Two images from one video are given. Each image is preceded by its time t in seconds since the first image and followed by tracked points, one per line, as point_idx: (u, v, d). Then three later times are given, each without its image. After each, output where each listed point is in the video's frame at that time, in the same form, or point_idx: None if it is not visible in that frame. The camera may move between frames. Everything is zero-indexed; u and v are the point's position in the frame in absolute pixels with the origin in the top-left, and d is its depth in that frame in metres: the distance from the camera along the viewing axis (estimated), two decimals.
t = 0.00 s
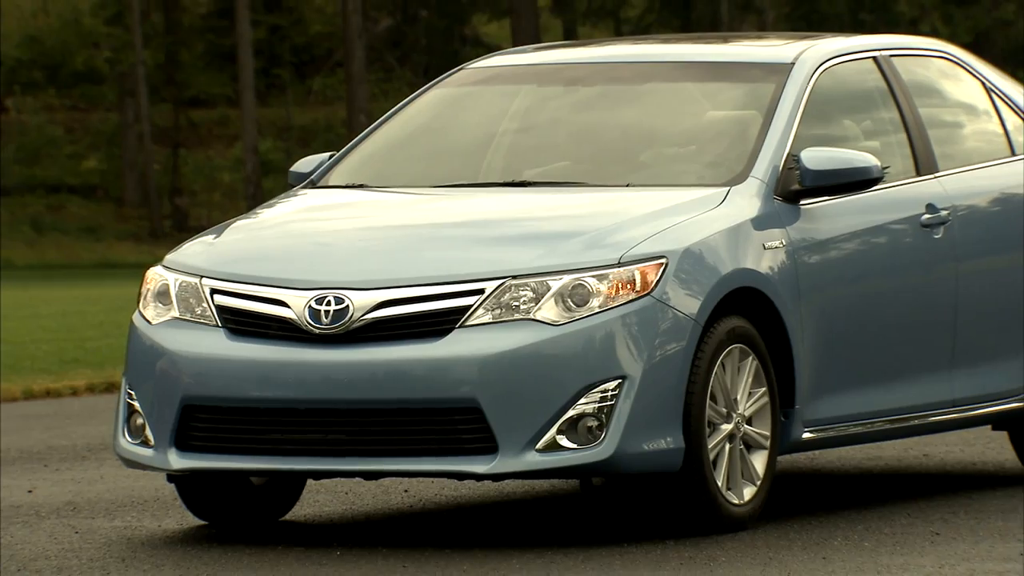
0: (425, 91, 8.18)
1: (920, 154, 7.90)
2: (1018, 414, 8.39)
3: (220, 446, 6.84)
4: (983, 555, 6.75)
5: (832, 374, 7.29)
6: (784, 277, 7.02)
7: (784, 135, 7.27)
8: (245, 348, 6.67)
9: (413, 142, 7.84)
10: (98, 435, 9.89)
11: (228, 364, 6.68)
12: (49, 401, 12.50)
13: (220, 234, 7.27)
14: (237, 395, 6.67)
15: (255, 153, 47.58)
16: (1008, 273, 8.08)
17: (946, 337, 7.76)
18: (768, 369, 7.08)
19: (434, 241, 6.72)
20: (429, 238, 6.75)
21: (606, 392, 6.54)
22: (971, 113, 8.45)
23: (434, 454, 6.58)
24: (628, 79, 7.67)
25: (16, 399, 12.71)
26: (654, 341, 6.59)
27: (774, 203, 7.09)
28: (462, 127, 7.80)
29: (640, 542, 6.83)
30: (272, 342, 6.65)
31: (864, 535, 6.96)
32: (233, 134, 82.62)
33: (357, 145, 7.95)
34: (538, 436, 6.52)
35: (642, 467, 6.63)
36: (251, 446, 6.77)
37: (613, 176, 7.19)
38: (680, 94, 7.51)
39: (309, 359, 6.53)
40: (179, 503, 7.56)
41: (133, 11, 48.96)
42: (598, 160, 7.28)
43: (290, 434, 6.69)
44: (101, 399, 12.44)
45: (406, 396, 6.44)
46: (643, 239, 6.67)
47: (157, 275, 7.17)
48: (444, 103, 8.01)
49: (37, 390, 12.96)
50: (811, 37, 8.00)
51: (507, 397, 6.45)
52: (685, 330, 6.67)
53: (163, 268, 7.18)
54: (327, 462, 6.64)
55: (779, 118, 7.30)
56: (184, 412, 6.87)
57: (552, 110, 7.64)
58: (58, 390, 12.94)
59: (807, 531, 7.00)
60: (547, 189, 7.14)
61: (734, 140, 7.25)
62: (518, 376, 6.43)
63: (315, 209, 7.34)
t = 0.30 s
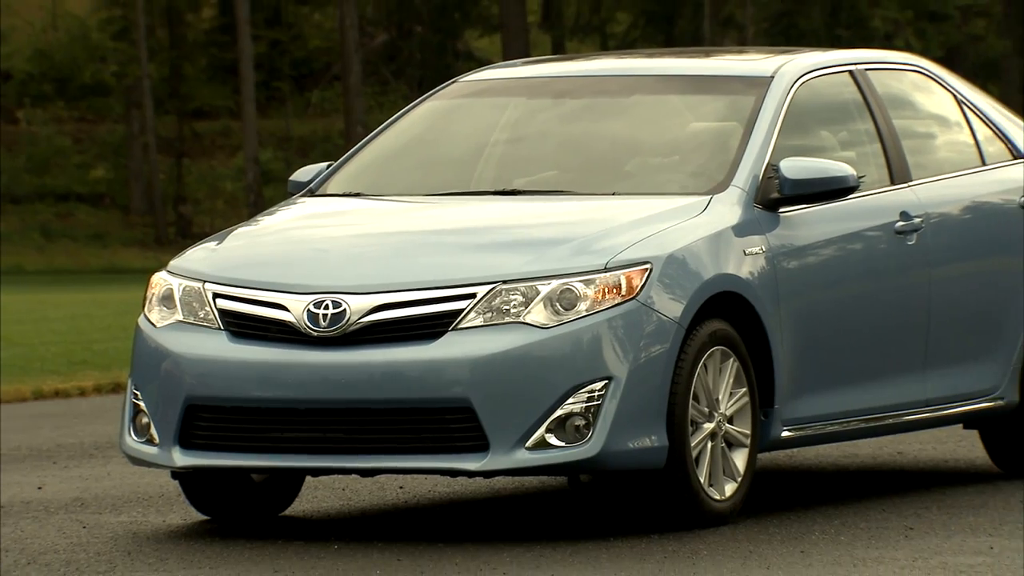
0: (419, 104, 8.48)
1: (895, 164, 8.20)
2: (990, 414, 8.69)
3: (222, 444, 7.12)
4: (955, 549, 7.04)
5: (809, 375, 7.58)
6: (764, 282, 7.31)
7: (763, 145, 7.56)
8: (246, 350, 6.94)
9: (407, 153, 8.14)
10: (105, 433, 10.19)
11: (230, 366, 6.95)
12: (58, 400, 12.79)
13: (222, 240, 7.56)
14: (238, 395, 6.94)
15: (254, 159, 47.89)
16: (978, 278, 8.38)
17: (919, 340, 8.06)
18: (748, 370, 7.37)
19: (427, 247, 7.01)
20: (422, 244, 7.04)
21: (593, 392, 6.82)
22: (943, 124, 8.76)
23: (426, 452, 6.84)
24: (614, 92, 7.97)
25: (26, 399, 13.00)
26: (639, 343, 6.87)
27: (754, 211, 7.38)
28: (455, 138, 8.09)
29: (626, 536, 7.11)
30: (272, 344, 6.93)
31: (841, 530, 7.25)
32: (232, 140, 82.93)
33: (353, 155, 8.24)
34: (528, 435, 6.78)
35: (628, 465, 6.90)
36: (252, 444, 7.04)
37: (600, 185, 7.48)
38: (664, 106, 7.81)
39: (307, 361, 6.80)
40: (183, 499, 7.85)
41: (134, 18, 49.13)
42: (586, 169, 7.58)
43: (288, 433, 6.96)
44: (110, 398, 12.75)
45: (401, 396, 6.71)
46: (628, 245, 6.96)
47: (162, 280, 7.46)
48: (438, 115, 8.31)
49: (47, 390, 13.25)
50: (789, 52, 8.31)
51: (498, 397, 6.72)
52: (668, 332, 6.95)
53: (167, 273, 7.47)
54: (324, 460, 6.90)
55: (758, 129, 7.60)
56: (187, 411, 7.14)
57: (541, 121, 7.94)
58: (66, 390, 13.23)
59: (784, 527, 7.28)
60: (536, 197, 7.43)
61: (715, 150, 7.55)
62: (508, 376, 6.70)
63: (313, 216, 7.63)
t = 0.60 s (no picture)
0: (414, 115, 8.79)
1: (870, 173, 8.52)
2: (962, 413, 9.01)
3: (224, 442, 7.41)
4: (926, 542, 7.34)
5: (788, 375, 7.89)
6: (744, 286, 7.61)
7: (743, 155, 7.87)
8: (247, 352, 7.23)
9: (402, 162, 8.44)
10: (111, 431, 10.50)
11: (232, 366, 7.24)
12: (66, 400, 13.09)
13: (224, 246, 7.86)
14: (240, 394, 7.23)
15: (252, 165, 48.18)
16: (949, 281, 8.70)
17: (894, 342, 8.37)
18: (729, 370, 7.67)
19: (420, 252, 7.31)
20: (415, 249, 7.34)
21: (580, 391, 7.11)
22: (916, 134, 9.08)
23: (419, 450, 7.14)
24: (600, 104, 8.29)
25: (35, 398, 13.31)
26: (624, 344, 7.16)
27: (734, 218, 7.68)
28: (447, 148, 8.40)
29: (612, 531, 7.41)
30: (273, 345, 7.22)
31: (818, 524, 7.55)
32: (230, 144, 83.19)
33: (349, 164, 8.55)
34: (518, 433, 7.08)
35: (614, 461, 7.20)
36: (253, 441, 7.34)
37: (587, 193, 7.79)
38: (648, 118, 8.12)
39: (306, 361, 7.09)
40: (186, 495, 8.16)
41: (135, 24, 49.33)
42: (573, 178, 7.88)
43: (288, 431, 7.25)
44: (116, 397, 13.06)
45: (395, 395, 7.00)
46: (614, 250, 7.25)
47: (166, 284, 7.76)
48: (432, 126, 8.62)
49: (55, 390, 13.54)
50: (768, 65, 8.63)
51: (489, 396, 7.01)
52: (653, 334, 7.25)
53: (171, 277, 7.76)
54: (323, 457, 7.20)
55: (739, 139, 7.91)
56: (191, 410, 7.44)
57: (530, 132, 8.24)
58: (74, 390, 13.54)
59: (765, 522, 7.58)
60: (526, 204, 7.74)
61: (697, 160, 7.86)
62: (498, 377, 6.99)
63: (312, 222, 7.93)
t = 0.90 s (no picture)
0: (409, 125, 9.13)
1: (846, 181, 8.86)
2: (934, 412, 9.35)
3: (227, 439, 7.73)
4: (899, 534, 7.67)
5: (767, 376, 8.22)
6: (725, 289, 7.94)
7: (724, 164, 8.21)
8: (249, 352, 7.54)
9: (397, 171, 8.78)
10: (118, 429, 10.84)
11: (235, 367, 7.56)
12: (76, 399, 13.41)
13: (227, 251, 8.19)
14: (241, 393, 7.55)
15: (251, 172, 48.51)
16: (920, 285, 9.04)
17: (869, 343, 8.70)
18: (711, 371, 8.00)
19: (414, 257, 7.64)
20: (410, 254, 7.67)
21: (568, 391, 7.42)
22: (890, 144, 9.42)
23: (413, 447, 7.46)
24: (587, 115, 8.62)
25: (45, 397, 13.64)
26: (610, 346, 7.48)
27: (715, 224, 8.01)
28: (441, 156, 8.74)
29: (598, 524, 7.74)
30: (273, 346, 7.54)
31: (796, 518, 7.87)
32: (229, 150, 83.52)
33: (347, 173, 8.88)
34: (508, 430, 7.39)
35: (600, 457, 7.51)
36: (254, 439, 7.66)
37: (574, 200, 8.12)
38: (634, 128, 8.46)
39: (305, 362, 7.40)
40: (190, 490, 8.49)
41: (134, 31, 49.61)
42: (561, 185, 8.22)
43: (288, 429, 7.57)
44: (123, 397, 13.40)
45: (391, 394, 7.32)
46: (600, 255, 7.57)
47: (171, 287, 8.08)
48: (426, 136, 8.96)
49: (66, 389, 13.87)
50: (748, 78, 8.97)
51: (480, 395, 7.32)
52: (637, 336, 7.56)
53: (176, 281, 8.09)
54: (321, 453, 7.52)
55: (719, 149, 8.25)
56: (194, 409, 7.76)
57: (520, 142, 8.58)
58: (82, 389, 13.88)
59: (745, 517, 7.90)
60: (516, 211, 8.07)
61: (679, 169, 8.20)
62: (489, 377, 7.31)
63: (311, 229, 8.26)
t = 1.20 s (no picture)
0: (405, 134, 9.45)
1: (825, 188, 9.19)
2: (910, 410, 9.67)
3: (230, 436, 8.04)
4: (876, 528, 7.98)
5: (749, 375, 8.54)
6: (708, 292, 8.26)
7: (707, 172, 8.53)
8: (251, 353, 7.85)
9: (393, 178, 9.10)
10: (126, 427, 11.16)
11: (237, 367, 7.86)
12: (84, 398, 13.74)
13: (229, 255, 8.50)
14: (244, 392, 7.86)
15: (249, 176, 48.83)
16: (896, 288, 9.37)
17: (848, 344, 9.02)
18: (695, 370, 8.31)
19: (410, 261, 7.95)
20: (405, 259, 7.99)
21: (557, 390, 7.73)
22: (867, 153, 9.75)
23: (409, 443, 7.78)
24: (576, 124, 8.95)
25: (55, 396, 13.96)
26: (598, 346, 7.79)
27: (699, 230, 8.33)
28: (435, 164, 9.06)
29: (586, 518, 8.05)
30: (274, 347, 7.84)
31: (777, 512, 8.19)
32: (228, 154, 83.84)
33: (345, 180, 9.20)
34: (500, 428, 7.71)
35: (589, 453, 7.82)
36: (256, 435, 7.97)
37: (563, 207, 8.44)
38: (621, 137, 8.79)
39: (305, 362, 7.71)
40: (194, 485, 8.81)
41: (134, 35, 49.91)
42: (550, 192, 8.54)
43: (289, 426, 7.88)
44: (129, 395, 13.73)
45: (388, 393, 7.63)
46: (588, 260, 7.89)
47: (175, 291, 8.40)
48: (421, 145, 9.28)
49: (74, 389, 14.19)
50: (731, 89, 9.29)
51: (473, 394, 7.63)
52: (624, 337, 7.87)
53: (180, 284, 8.40)
54: (323, 449, 7.83)
55: (703, 158, 8.57)
56: (198, 408, 8.07)
57: (512, 150, 8.90)
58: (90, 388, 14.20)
59: (730, 511, 8.22)
60: (508, 217, 8.39)
61: (664, 177, 8.52)
62: (481, 376, 7.62)
63: (310, 234, 8.58)
